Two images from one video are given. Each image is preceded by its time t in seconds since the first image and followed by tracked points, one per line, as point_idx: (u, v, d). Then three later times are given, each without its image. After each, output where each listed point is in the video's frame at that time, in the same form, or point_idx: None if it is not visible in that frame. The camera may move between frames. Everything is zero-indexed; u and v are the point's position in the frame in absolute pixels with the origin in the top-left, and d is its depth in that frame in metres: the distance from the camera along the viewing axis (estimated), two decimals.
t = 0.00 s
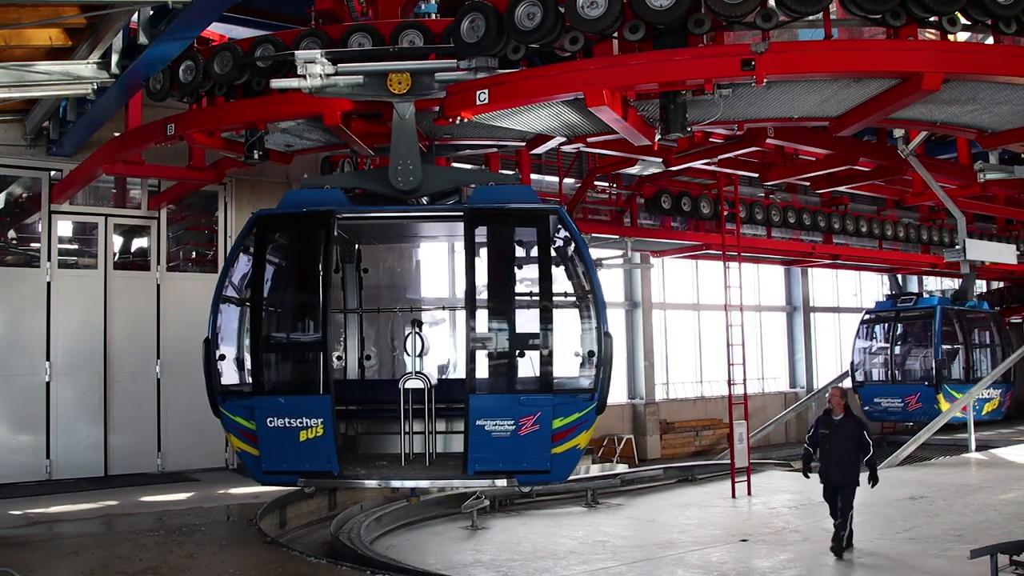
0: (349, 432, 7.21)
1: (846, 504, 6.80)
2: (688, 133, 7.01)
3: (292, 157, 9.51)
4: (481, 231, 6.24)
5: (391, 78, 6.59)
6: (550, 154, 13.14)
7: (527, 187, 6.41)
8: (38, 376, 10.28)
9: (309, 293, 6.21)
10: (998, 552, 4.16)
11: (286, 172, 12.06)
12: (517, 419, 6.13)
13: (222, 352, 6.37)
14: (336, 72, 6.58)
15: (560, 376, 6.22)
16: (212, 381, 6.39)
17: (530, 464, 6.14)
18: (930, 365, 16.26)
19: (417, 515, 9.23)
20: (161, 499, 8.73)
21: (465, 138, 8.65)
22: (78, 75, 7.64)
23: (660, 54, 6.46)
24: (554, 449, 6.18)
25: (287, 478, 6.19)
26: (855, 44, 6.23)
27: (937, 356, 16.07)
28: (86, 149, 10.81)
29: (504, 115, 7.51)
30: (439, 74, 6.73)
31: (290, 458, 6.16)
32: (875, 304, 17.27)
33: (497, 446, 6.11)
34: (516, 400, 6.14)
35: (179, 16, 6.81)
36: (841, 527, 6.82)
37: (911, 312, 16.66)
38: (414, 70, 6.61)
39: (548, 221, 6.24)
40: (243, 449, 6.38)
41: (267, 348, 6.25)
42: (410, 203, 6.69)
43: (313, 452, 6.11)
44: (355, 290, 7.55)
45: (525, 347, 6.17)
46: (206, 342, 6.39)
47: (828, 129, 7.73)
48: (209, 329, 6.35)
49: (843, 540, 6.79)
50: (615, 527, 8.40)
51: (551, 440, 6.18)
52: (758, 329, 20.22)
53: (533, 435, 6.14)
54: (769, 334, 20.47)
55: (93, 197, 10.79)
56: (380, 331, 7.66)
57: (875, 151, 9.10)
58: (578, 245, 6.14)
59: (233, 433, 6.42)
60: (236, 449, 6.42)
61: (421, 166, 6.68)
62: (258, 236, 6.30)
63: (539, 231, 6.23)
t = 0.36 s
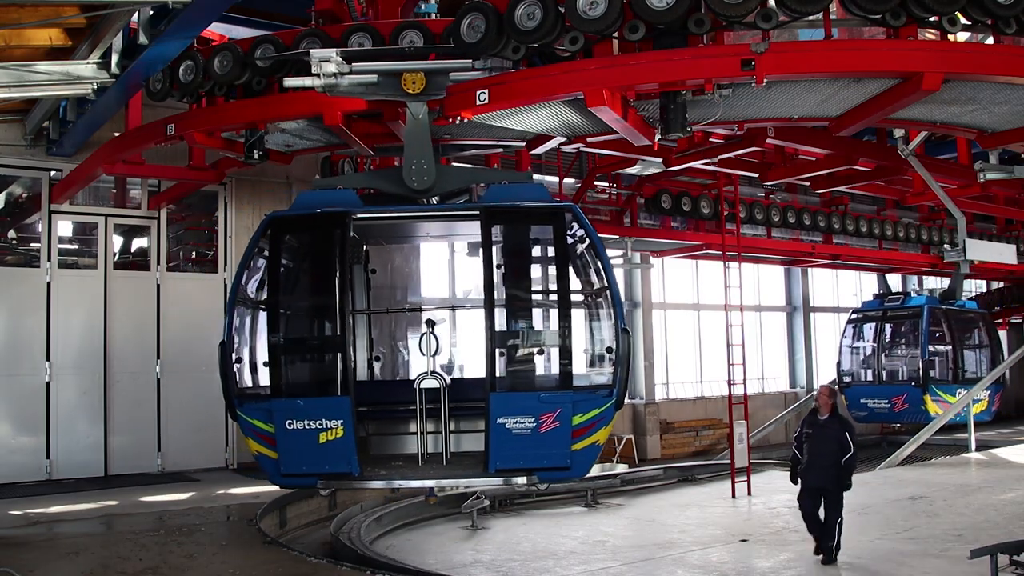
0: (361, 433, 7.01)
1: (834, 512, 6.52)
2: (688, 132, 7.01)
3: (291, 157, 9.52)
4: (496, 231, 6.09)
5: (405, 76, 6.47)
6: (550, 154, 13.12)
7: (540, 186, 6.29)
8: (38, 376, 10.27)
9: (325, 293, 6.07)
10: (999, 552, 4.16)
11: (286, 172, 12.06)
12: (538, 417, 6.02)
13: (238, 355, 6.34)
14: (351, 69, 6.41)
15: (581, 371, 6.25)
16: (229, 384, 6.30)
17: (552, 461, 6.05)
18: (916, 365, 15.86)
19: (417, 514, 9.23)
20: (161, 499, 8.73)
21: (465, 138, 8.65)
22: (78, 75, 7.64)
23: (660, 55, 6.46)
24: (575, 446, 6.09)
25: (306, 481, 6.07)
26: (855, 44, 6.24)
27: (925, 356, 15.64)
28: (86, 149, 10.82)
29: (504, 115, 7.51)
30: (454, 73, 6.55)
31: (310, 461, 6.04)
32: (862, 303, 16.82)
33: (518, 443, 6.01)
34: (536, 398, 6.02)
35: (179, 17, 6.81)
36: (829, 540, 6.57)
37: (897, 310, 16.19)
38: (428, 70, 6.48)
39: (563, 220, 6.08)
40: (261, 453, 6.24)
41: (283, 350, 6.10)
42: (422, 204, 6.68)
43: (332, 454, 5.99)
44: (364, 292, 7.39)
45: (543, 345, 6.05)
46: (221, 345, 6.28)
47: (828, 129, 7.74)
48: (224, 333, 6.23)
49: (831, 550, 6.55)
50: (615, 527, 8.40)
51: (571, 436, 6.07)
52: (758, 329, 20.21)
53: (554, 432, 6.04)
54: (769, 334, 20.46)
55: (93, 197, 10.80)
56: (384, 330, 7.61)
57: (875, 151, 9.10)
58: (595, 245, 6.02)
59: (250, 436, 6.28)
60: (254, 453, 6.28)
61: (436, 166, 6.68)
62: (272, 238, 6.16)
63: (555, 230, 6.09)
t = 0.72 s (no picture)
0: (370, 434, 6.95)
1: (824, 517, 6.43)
2: (688, 132, 7.01)
3: (291, 158, 9.52)
4: (511, 230, 6.08)
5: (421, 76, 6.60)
6: (550, 154, 13.12)
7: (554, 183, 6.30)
8: (38, 376, 10.27)
9: (341, 293, 6.07)
10: (999, 552, 4.16)
11: (286, 172, 12.08)
12: (556, 414, 6.00)
13: (252, 356, 6.21)
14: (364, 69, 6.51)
15: (595, 369, 6.16)
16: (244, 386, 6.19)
17: (569, 459, 6.05)
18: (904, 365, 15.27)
19: (417, 514, 9.24)
20: (161, 499, 8.73)
21: (465, 138, 8.66)
22: (78, 75, 7.63)
23: (660, 55, 6.46)
24: (592, 442, 6.08)
25: (324, 481, 6.07)
26: (855, 44, 6.24)
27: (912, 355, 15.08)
28: (87, 149, 10.82)
29: (504, 115, 7.51)
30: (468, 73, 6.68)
31: (328, 461, 6.03)
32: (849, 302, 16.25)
33: (536, 442, 5.98)
34: (554, 395, 6.00)
35: (179, 16, 6.80)
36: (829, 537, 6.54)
37: (885, 310, 15.65)
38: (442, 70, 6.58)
39: (578, 219, 6.11)
40: (278, 454, 6.20)
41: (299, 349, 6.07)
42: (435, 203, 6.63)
43: (350, 454, 5.98)
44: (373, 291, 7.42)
45: (561, 343, 6.06)
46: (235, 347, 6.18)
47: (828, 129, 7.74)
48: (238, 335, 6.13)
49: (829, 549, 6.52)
50: (615, 527, 8.41)
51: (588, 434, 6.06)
52: (758, 329, 20.21)
53: (571, 429, 6.03)
54: (769, 334, 20.46)
55: (93, 197, 10.81)
56: (384, 330, 7.62)
57: (875, 151, 9.11)
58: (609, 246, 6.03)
59: (266, 437, 6.23)
60: (271, 454, 6.23)
61: (449, 166, 6.64)
62: (285, 238, 6.13)
63: (570, 228, 6.12)
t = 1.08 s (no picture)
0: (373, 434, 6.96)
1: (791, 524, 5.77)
2: (688, 132, 7.01)
3: (291, 158, 9.52)
4: (525, 230, 6.10)
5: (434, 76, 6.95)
6: (549, 154, 13.12)
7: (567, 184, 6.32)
8: (38, 376, 10.26)
9: (356, 293, 6.08)
10: (999, 552, 4.16)
11: (286, 172, 12.09)
12: (571, 414, 6.03)
13: (264, 358, 6.18)
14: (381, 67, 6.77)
15: (610, 369, 6.14)
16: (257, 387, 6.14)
17: (582, 458, 6.06)
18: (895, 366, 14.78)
19: (417, 514, 9.24)
20: (161, 499, 8.73)
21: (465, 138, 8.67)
22: (78, 75, 7.63)
23: (660, 55, 6.46)
24: (606, 442, 6.11)
25: (338, 482, 5.99)
26: (855, 44, 6.24)
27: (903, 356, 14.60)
28: (87, 149, 10.82)
29: (504, 115, 7.51)
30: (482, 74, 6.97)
31: (342, 462, 5.98)
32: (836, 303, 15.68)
33: (551, 442, 6.02)
34: (569, 394, 6.03)
35: (179, 16, 6.80)
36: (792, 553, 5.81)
37: (873, 310, 15.09)
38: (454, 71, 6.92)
39: (591, 219, 6.16)
40: (291, 455, 6.17)
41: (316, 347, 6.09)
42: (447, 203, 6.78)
43: (364, 454, 5.93)
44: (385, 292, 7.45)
45: (575, 344, 6.06)
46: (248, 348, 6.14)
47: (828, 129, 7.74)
48: (252, 336, 6.11)
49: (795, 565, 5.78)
50: (615, 527, 8.40)
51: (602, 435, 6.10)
52: (758, 329, 20.20)
53: (585, 429, 6.07)
54: (769, 334, 20.45)
55: (93, 197, 10.81)
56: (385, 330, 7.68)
57: (875, 151, 9.12)
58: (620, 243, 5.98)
59: (280, 438, 6.20)
60: (283, 455, 6.20)
61: (462, 166, 6.79)
62: (299, 239, 6.14)
63: (582, 228, 6.15)
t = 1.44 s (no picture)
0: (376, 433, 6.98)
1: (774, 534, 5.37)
2: (688, 132, 7.01)
3: (291, 157, 9.51)
4: (539, 229, 6.12)
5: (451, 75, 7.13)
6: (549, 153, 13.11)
7: (579, 186, 6.34)
8: (38, 376, 10.26)
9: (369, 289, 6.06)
10: (999, 552, 4.16)
11: (286, 172, 12.10)
12: (582, 414, 6.01)
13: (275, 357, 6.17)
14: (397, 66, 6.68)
15: (622, 370, 6.17)
16: (268, 383, 6.14)
17: (593, 458, 6.06)
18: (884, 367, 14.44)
19: (418, 514, 9.24)
20: (161, 499, 8.73)
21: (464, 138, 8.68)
22: (78, 75, 7.63)
23: (660, 54, 6.46)
24: (616, 442, 6.11)
25: (349, 481, 5.98)
26: (855, 44, 6.24)
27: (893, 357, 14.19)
28: (86, 149, 10.82)
29: (503, 115, 7.50)
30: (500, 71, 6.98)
31: (353, 461, 5.96)
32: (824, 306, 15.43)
33: (562, 441, 5.99)
34: (580, 395, 6.01)
35: (178, 16, 6.80)
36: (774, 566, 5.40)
37: (860, 312, 14.80)
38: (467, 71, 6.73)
39: (604, 220, 6.17)
40: (300, 453, 6.14)
41: (328, 345, 6.09)
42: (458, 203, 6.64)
43: (377, 453, 5.92)
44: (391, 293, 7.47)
45: (588, 346, 6.10)
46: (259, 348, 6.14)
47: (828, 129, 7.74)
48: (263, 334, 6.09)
49: None
50: (615, 528, 8.40)
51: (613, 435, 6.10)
52: (758, 329, 20.20)
53: (597, 429, 6.05)
54: (769, 335, 20.45)
55: (93, 197, 10.81)
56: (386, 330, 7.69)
57: (875, 151, 9.13)
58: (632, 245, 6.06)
59: (289, 436, 6.17)
60: (293, 453, 6.18)
61: (475, 166, 6.66)
62: (311, 236, 6.13)
63: (595, 228, 6.17)
